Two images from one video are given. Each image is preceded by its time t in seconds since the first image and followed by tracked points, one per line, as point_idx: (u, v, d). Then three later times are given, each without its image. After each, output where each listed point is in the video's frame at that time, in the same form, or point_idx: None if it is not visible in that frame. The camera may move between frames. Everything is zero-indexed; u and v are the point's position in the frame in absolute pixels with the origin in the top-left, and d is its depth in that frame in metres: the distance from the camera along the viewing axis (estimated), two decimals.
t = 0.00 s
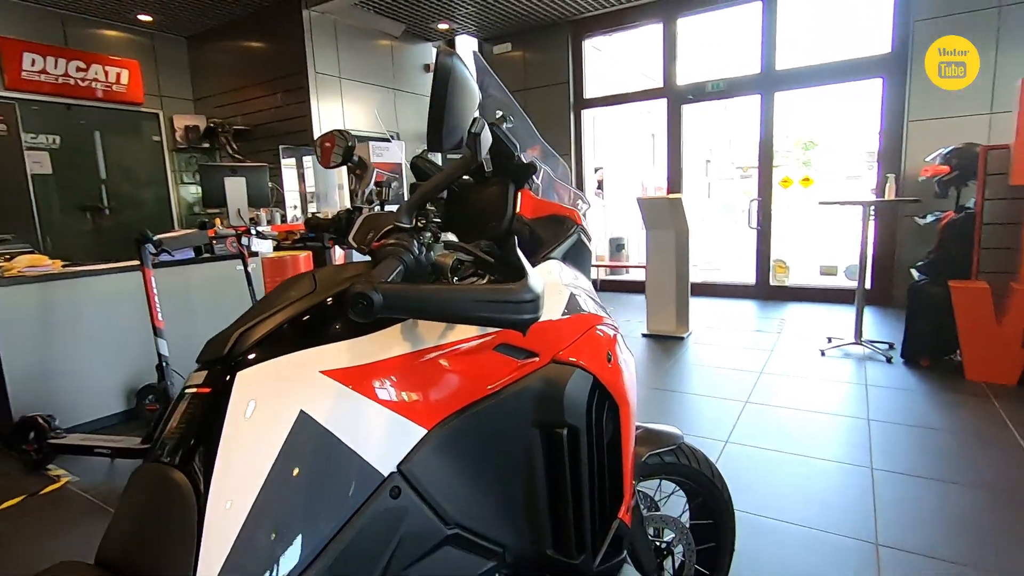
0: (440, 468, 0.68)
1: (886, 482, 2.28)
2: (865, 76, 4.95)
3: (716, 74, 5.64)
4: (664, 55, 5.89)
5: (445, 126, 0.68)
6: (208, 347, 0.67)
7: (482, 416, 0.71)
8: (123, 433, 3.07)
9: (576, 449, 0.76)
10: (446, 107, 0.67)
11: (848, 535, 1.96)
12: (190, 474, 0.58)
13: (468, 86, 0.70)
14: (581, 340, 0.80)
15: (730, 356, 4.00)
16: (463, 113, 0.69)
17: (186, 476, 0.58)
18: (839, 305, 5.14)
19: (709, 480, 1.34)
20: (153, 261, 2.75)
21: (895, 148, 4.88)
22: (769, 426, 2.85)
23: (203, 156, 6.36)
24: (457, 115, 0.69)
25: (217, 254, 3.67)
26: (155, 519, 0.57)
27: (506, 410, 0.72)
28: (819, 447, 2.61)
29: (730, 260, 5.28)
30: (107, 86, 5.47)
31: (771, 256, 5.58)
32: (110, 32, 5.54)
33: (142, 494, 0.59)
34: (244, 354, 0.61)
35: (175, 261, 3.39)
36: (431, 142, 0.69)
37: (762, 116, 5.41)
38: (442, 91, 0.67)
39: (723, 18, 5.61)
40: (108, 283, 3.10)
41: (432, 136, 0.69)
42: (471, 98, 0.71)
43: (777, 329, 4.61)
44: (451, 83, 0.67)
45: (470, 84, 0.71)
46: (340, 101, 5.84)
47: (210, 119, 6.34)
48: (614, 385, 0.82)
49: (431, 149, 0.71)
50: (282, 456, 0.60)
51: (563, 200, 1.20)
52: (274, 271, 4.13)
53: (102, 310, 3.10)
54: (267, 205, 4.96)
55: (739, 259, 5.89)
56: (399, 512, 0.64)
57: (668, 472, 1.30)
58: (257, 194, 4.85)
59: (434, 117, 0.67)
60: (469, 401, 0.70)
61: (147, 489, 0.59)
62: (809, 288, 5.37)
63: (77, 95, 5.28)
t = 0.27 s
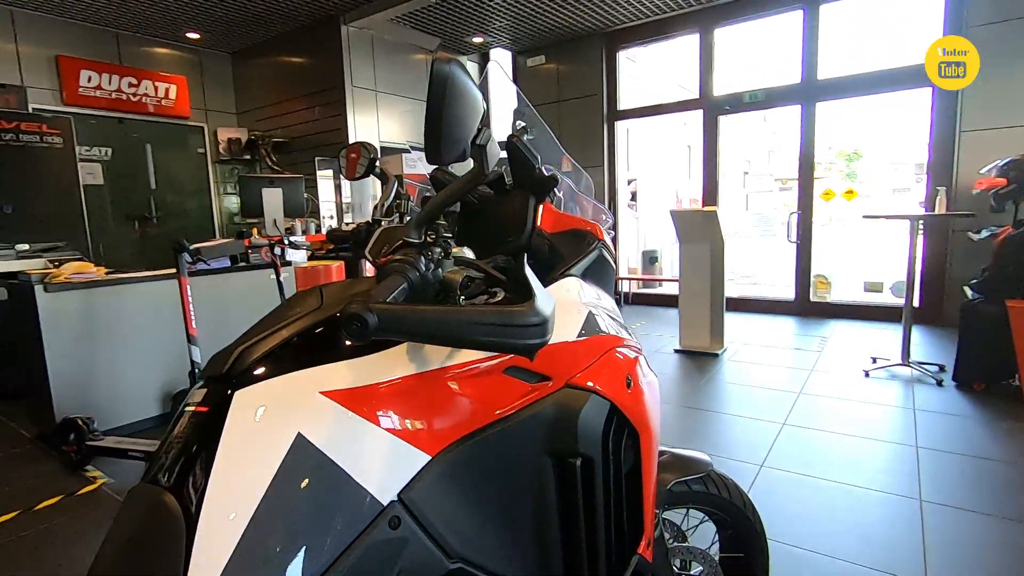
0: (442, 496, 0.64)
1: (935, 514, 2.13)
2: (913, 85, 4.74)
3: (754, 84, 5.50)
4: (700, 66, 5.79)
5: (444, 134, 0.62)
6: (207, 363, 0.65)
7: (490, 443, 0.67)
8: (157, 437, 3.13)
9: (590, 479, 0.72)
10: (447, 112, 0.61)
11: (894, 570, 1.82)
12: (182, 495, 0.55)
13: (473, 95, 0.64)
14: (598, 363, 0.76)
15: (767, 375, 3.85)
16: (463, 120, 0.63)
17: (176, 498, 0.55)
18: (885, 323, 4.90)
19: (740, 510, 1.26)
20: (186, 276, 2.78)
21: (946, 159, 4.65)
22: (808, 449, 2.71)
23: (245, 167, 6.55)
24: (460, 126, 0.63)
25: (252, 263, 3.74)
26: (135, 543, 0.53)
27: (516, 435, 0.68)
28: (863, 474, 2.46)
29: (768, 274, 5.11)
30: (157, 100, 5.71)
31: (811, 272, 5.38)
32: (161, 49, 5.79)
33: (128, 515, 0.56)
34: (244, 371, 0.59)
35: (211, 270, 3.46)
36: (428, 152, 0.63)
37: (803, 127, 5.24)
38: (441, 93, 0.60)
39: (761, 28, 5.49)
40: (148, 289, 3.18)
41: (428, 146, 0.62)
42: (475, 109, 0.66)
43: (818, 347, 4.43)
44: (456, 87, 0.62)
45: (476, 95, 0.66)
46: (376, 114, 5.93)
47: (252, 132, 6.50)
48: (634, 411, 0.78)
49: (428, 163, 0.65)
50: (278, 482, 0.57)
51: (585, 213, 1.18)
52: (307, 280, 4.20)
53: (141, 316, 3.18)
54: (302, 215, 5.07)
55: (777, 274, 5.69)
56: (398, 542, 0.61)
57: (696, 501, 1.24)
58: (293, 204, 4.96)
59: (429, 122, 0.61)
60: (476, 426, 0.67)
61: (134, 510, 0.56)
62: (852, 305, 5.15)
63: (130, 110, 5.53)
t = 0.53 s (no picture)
0: (444, 517, 0.61)
1: (998, 548, 1.96)
2: (976, 88, 4.47)
3: (801, 89, 5.31)
4: (744, 71, 5.62)
5: (436, 140, 0.60)
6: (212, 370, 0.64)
7: (496, 461, 0.64)
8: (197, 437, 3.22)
9: (601, 502, 0.69)
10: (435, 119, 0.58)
11: None
12: (175, 506, 0.55)
13: (468, 96, 0.61)
14: (615, 378, 0.73)
15: (812, 392, 3.67)
16: (458, 122, 0.60)
17: (169, 508, 0.55)
18: (944, 340, 4.60)
19: (776, 540, 1.18)
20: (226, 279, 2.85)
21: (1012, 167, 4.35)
22: (855, 473, 2.56)
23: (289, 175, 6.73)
24: (455, 129, 0.60)
25: (291, 268, 3.84)
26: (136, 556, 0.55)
27: (523, 454, 0.65)
28: (916, 502, 2.29)
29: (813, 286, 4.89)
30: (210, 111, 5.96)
31: (862, 285, 5.12)
32: (214, 62, 6.04)
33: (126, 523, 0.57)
34: (247, 381, 0.59)
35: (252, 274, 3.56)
36: (422, 156, 0.61)
37: (853, 133, 5.02)
38: (428, 98, 0.57)
39: (810, 31, 5.29)
40: (193, 293, 3.29)
41: (423, 150, 0.61)
42: (472, 108, 0.62)
43: (868, 364, 4.19)
44: (446, 89, 0.58)
45: (472, 93, 0.62)
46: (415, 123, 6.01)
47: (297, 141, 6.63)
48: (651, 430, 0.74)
49: (427, 166, 0.63)
50: (273, 495, 0.55)
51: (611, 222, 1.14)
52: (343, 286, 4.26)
53: (186, 319, 3.29)
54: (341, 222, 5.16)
55: (826, 286, 5.44)
56: (395, 564, 0.58)
57: (726, 526, 1.16)
58: (333, 212, 5.06)
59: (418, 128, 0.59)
60: (482, 444, 0.64)
61: (132, 517, 0.57)
62: (907, 320, 4.86)
63: (184, 121, 5.79)
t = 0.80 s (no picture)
0: (449, 529, 0.59)
1: None
2: None
3: (853, 90, 5.08)
4: (792, 71, 5.43)
5: (436, 137, 0.58)
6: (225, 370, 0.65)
7: (505, 473, 0.62)
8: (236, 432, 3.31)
9: (614, 522, 0.67)
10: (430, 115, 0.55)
11: None
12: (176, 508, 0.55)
13: (468, 88, 0.58)
14: (636, 388, 0.70)
15: (859, 407, 3.49)
16: (457, 116, 0.58)
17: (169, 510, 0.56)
18: (1007, 355, 4.31)
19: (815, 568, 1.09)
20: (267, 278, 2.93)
21: None
22: (907, 493, 2.41)
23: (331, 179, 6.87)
24: (453, 124, 0.58)
25: (330, 270, 3.91)
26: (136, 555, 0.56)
27: (533, 466, 0.63)
28: (975, 527, 2.14)
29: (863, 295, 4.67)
30: (258, 118, 6.18)
31: (917, 295, 4.85)
32: (262, 71, 6.25)
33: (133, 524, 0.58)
34: (254, 382, 0.59)
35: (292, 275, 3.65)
36: (422, 153, 0.60)
37: (909, 135, 4.77)
38: (423, 92, 0.55)
39: (862, 30, 5.07)
40: (235, 292, 3.40)
41: (423, 147, 0.59)
42: (473, 100, 0.59)
43: (922, 379, 3.96)
44: (443, 84, 0.55)
45: (473, 85, 0.59)
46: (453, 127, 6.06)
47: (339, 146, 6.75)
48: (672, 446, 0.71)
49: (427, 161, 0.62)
50: (274, 499, 0.54)
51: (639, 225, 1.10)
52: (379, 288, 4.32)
53: (229, 317, 3.40)
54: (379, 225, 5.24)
55: (877, 295, 5.19)
56: None
57: (757, 548, 1.10)
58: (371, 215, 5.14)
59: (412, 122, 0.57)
60: (491, 454, 0.62)
61: (139, 518, 0.58)
62: (966, 333, 4.58)
63: (234, 127, 6.01)
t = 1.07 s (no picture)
0: (456, 545, 0.59)
1: None
2: None
3: (918, 87, 4.79)
4: (850, 69, 5.18)
5: (435, 161, 0.58)
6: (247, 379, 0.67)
7: (513, 490, 0.62)
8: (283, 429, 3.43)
9: (624, 544, 0.67)
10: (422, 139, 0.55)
11: None
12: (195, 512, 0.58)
13: (468, 112, 0.58)
14: (650, 408, 0.70)
15: (920, 424, 3.28)
16: (455, 140, 0.57)
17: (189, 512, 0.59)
18: None
19: None
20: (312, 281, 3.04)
21: None
22: (971, 520, 2.24)
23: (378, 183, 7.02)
24: (453, 147, 0.57)
25: (373, 273, 4.01)
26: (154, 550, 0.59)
27: (541, 484, 0.64)
28: None
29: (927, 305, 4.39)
30: (310, 124, 6.39)
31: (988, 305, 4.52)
32: (315, 79, 6.47)
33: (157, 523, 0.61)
34: (272, 392, 0.61)
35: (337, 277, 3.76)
36: (423, 176, 0.60)
37: (981, 135, 4.46)
38: (415, 118, 0.54)
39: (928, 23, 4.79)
40: (284, 293, 3.53)
41: (423, 172, 0.59)
42: (471, 122, 0.59)
43: (992, 396, 3.68)
44: (434, 108, 0.55)
45: (474, 107, 0.58)
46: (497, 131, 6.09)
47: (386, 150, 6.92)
48: (689, 468, 0.72)
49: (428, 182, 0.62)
50: (285, 508, 0.55)
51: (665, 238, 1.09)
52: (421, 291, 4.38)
53: (278, 318, 3.53)
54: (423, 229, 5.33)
55: (943, 305, 4.87)
56: None
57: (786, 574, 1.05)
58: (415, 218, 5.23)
59: (407, 148, 0.56)
60: (499, 471, 0.62)
61: (163, 520, 0.61)
62: None
63: (288, 134, 6.24)
